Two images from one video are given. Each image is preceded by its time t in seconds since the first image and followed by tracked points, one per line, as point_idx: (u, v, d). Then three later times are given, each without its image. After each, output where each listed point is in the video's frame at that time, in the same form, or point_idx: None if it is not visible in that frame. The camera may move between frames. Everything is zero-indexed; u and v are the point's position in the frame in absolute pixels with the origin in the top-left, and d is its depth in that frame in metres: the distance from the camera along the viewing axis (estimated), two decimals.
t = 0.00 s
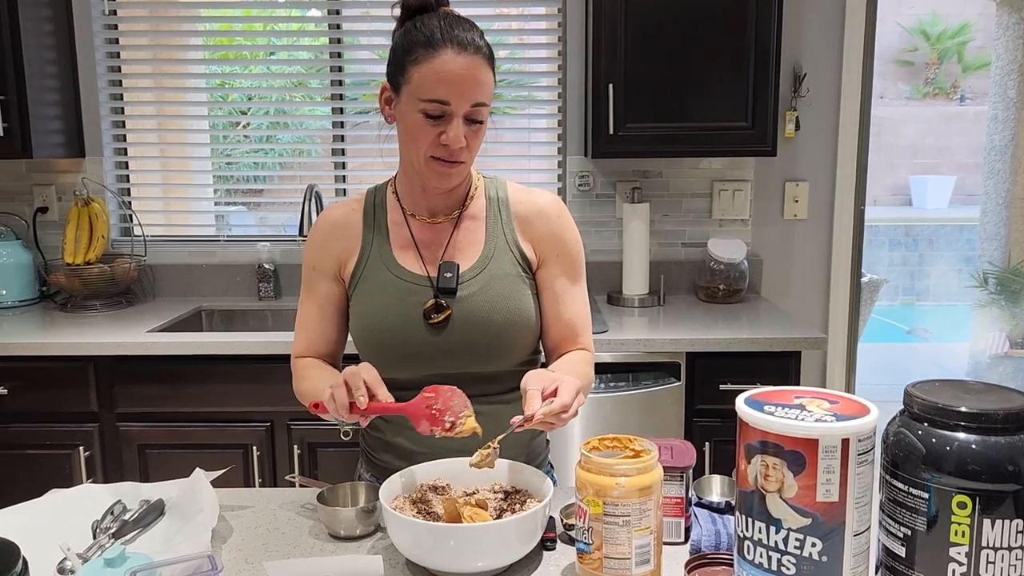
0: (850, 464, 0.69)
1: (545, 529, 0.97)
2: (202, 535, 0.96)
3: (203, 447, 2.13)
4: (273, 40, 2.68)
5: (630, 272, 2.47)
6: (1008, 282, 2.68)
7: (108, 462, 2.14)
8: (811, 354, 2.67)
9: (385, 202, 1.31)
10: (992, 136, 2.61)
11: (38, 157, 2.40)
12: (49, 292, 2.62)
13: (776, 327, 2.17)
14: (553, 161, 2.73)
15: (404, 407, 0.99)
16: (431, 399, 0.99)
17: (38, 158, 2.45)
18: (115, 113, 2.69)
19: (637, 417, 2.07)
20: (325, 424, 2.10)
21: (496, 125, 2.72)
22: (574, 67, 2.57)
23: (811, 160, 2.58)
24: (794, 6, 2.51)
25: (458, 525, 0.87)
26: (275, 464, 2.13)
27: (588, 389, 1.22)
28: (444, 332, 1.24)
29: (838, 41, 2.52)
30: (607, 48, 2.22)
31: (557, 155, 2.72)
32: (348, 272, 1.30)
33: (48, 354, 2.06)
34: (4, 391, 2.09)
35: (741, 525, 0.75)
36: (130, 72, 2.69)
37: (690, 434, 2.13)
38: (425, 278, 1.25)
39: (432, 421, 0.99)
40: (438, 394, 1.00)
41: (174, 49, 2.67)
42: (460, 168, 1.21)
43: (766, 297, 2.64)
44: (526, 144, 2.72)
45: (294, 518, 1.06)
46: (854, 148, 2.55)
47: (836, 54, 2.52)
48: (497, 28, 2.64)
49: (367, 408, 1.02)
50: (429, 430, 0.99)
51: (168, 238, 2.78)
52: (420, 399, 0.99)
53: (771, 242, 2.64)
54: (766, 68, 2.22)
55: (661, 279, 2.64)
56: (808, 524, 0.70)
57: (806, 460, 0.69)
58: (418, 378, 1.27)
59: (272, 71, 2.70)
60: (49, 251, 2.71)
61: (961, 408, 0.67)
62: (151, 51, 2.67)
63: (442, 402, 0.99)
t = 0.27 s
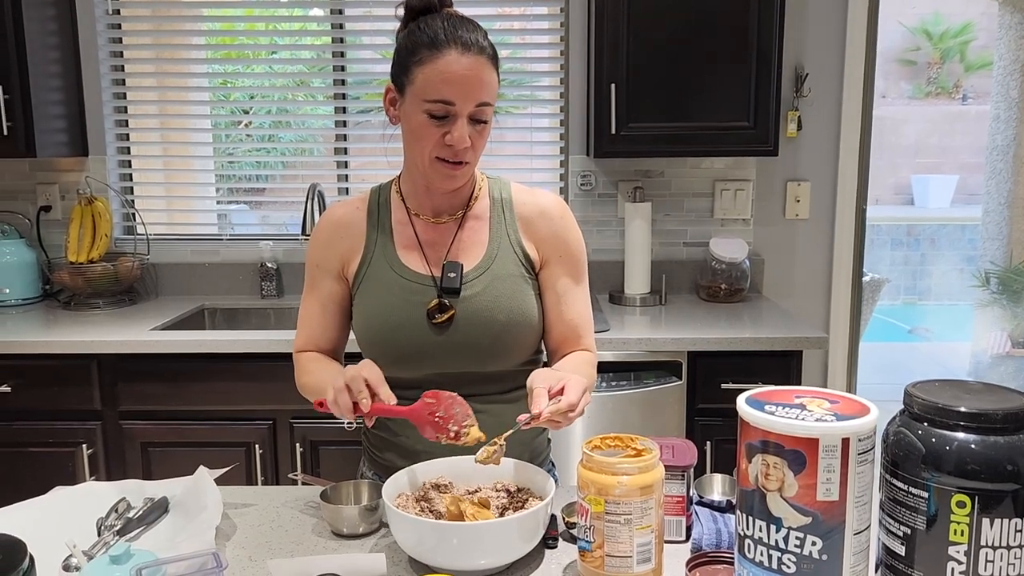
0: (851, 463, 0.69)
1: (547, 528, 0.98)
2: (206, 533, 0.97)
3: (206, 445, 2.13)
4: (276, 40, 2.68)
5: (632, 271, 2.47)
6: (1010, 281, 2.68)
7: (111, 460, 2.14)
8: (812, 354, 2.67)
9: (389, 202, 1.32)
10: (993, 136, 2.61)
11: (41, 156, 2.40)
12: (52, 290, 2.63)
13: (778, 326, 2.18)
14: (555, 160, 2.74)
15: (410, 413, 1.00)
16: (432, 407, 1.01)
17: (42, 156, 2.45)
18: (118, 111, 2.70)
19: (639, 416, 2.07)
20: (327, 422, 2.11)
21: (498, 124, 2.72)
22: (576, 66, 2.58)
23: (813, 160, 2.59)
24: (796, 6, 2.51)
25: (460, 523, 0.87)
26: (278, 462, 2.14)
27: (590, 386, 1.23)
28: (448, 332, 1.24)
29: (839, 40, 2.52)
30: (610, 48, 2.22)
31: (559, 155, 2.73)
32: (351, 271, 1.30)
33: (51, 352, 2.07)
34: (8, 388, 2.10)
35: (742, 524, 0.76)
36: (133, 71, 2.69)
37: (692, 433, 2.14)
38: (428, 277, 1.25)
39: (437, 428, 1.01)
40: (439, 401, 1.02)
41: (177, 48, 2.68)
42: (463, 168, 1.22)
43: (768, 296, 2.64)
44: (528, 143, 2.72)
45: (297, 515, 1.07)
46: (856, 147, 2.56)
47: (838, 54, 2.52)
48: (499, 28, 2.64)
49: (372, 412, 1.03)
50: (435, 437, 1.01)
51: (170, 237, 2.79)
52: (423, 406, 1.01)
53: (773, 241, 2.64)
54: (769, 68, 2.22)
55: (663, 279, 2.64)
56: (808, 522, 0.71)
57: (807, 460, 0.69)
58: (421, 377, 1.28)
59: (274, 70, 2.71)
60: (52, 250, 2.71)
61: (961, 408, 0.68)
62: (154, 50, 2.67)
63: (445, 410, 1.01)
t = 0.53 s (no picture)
0: (850, 459, 0.70)
1: (548, 524, 0.98)
2: (209, 528, 0.97)
3: (208, 442, 2.14)
4: (277, 38, 2.68)
5: (633, 268, 2.48)
6: (1011, 279, 2.68)
7: (113, 456, 2.15)
8: (813, 351, 2.67)
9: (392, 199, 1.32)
10: (995, 134, 2.61)
11: (43, 153, 2.41)
12: (54, 288, 2.64)
13: (779, 324, 2.18)
14: (556, 158, 2.74)
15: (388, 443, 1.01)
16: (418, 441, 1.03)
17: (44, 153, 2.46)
18: (120, 109, 2.71)
19: (640, 413, 2.08)
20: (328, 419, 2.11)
21: (500, 122, 2.72)
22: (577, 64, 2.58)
23: (815, 158, 2.59)
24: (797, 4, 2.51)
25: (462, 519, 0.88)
26: (279, 459, 2.15)
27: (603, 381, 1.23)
28: (450, 329, 1.24)
29: (841, 38, 2.52)
30: (611, 46, 2.22)
31: (560, 153, 2.73)
32: (351, 269, 1.31)
33: (54, 350, 2.08)
34: (10, 385, 2.11)
35: (742, 519, 0.76)
36: (135, 69, 2.70)
37: (692, 430, 2.14)
38: (431, 275, 1.25)
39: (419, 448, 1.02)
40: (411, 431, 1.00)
41: (179, 46, 2.68)
42: (465, 168, 1.22)
43: (769, 294, 2.65)
44: (529, 141, 2.72)
45: (299, 511, 1.07)
46: (857, 145, 2.56)
47: (839, 52, 2.52)
48: (501, 26, 2.64)
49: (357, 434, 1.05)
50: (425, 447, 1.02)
51: (172, 235, 2.80)
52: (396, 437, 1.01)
53: (774, 239, 2.64)
54: (769, 66, 2.22)
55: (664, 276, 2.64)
56: (808, 518, 0.71)
57: (806, 455, 0.69)
58: (422, 374, 1.28)
59: (276, 68, 2.71)
60: (54, 247, 2.72)
61: (960, 404, 0.68)
62: (155, 48, 2.68)
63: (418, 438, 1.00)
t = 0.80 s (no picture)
0: (849, 451, 0.70)
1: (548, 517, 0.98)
2: (210, 522, 0.97)
3: (208, 438, 2.14)
4: (276, 34, 2.68)
5: (633, 264, 2.48)
6: (1011, 275, 2.68)
7: (114, 453, 2.15)
8: (813, 347, 2.68)
9: (395, 192, 1.32)
10: (995, 130, 2.61)
11: (43, 149, 2.41)
12: (54, 285, 2.63)
13: (779, 319, 2.18)
14: (556, 154, 2.74)
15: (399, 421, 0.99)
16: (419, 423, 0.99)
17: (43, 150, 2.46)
18: (120, 106, 2.70)
19: (639, 409, 2.07)
20: (328, 415, 2.12)
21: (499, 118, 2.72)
22: (577, 60, 2.58)
23: (814, 154, 2.59)
24: None
25: (462, 512, 0.88)
26: (279, 454, 2.15)
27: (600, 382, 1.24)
28: (454, 324, 1.24)
29: (840, 34, 2.52)
30: (610, 42, 2.22)
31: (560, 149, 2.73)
32: (353, 263, 1.31)
33: (54, 346, 2.08)
34: (10, 381, 2.11)
35: (741, 512, 0.76)
36: (134, 65, 2.69)
37: (692, 426, 2.14)
38: (435, 270, 1.25)
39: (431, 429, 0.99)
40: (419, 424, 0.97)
41: (178, 42, 2.68)
42: (469, 158, 1.22)
43: (768, 290, 2.65)
44: (529, 137, 2.72)
45: (300, 505, 1.08)
46: (857, 141, 2.56)
47: (838, 48, 2.52)
48: (501, 22, 2.64)
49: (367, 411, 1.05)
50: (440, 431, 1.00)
51: (172, 231, 2.80)
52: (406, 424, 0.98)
53: (774, 235, 2.64)
54: (769, 62, 2.22)
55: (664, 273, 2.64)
56: (807, 510, 0.71)
57: (806, 447, 0.70)
58: (422, 368, 1.28)
59: (275, 64, 2.71)
60: (54, 244, 2.72)
61: (959, 396, 0.68)
62: (155, 44, 2.67)
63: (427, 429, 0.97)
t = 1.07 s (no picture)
0: (848, 448, 0.70)
1: (546, 514, 0.98)
2: (208, 519, 0.97)
3: (206, 435, 2.14)
4: (273, 30, 2.68)
5: (630, 259, 2.48)
6: (1008, 270, 2.67)
7: (111, 450, 2.15)
8: (810, 342, 2.68)
9: (396, 187, 1.32)
10: (993, 124, 2.59)
11: (39, 145, 2.40)
12: (51, 281, 2.63)
13: (776, 314, 2.18)
14: (553, 150, 2.74)
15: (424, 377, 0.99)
16: (444, 369, 0.99)
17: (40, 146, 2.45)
18: (116, 102, 2.70)
19: (637, 404, 2.08)
20: (326, 412, 2.11)
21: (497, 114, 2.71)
22: (574, 55, 2.57)
23: (812, 149, 2.59)
24: None
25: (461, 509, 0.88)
26: (277, 450, 2.15)
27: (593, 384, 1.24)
28: (455, 320, 1.24)
29: (838, 29, 2.51)
30: (608, 37, 2.22)
31: (557, 145, 2.73)
32: (354, 257, 1.30)
33: (51, 343, 2.07)
34: (8, 378, 2.11)
35: (739, 509, 0.77)
36: (130, 61, 2.68)
37: (689, 421, 2.14)
38: (435, 266, 1.25)
39: (450, 392, 0.99)
40: (449, 364, 1.00)
41: (175, 38, 2.67)
42: (470, 151, 1.21)
43: (766, 285, 2.65)
44: (526, 133, 2.72)
45: (298, 503, 1.07)
46: (854, 136, 2.56)
47: (836, 43, 2.52)
48: (498, 17, 2.63)
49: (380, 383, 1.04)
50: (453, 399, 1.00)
51: (169, 228, 2.79)
52: (433, 370, 1.00)
53: (772, 230, 2.65)
54: (767, 56, 2.22)
55: (661, 268, 2.64)
56: (806, 507, 0.71)
57: (805, 444, 0.70)
58: (420, 365, 1.28)
59: (272, 60, 2.70)
60: (51, 241, 2.71)
61: (958, 393, 0.68)
62: (151, 40, 2.66)
63: (456, 372, 0.99)
